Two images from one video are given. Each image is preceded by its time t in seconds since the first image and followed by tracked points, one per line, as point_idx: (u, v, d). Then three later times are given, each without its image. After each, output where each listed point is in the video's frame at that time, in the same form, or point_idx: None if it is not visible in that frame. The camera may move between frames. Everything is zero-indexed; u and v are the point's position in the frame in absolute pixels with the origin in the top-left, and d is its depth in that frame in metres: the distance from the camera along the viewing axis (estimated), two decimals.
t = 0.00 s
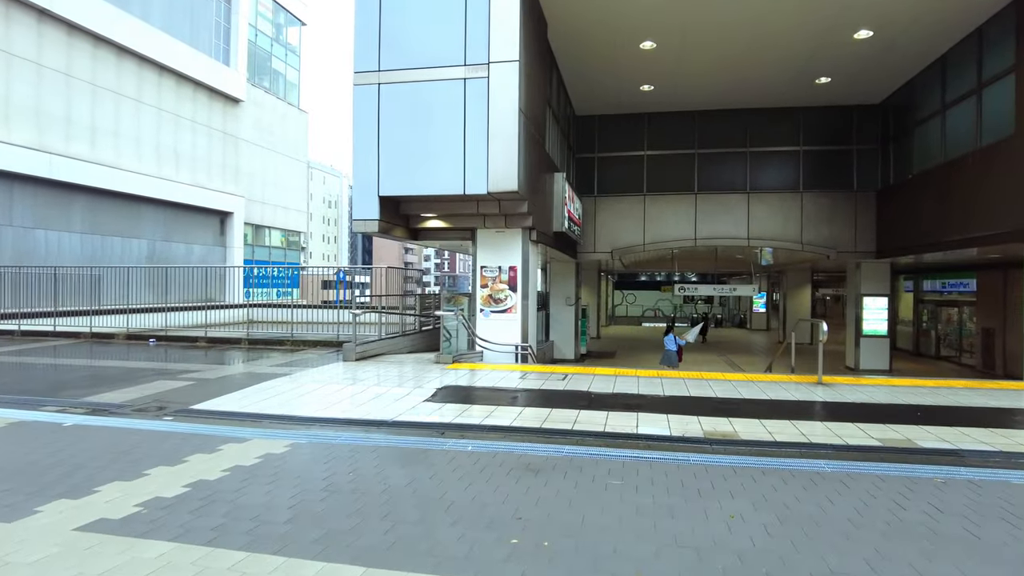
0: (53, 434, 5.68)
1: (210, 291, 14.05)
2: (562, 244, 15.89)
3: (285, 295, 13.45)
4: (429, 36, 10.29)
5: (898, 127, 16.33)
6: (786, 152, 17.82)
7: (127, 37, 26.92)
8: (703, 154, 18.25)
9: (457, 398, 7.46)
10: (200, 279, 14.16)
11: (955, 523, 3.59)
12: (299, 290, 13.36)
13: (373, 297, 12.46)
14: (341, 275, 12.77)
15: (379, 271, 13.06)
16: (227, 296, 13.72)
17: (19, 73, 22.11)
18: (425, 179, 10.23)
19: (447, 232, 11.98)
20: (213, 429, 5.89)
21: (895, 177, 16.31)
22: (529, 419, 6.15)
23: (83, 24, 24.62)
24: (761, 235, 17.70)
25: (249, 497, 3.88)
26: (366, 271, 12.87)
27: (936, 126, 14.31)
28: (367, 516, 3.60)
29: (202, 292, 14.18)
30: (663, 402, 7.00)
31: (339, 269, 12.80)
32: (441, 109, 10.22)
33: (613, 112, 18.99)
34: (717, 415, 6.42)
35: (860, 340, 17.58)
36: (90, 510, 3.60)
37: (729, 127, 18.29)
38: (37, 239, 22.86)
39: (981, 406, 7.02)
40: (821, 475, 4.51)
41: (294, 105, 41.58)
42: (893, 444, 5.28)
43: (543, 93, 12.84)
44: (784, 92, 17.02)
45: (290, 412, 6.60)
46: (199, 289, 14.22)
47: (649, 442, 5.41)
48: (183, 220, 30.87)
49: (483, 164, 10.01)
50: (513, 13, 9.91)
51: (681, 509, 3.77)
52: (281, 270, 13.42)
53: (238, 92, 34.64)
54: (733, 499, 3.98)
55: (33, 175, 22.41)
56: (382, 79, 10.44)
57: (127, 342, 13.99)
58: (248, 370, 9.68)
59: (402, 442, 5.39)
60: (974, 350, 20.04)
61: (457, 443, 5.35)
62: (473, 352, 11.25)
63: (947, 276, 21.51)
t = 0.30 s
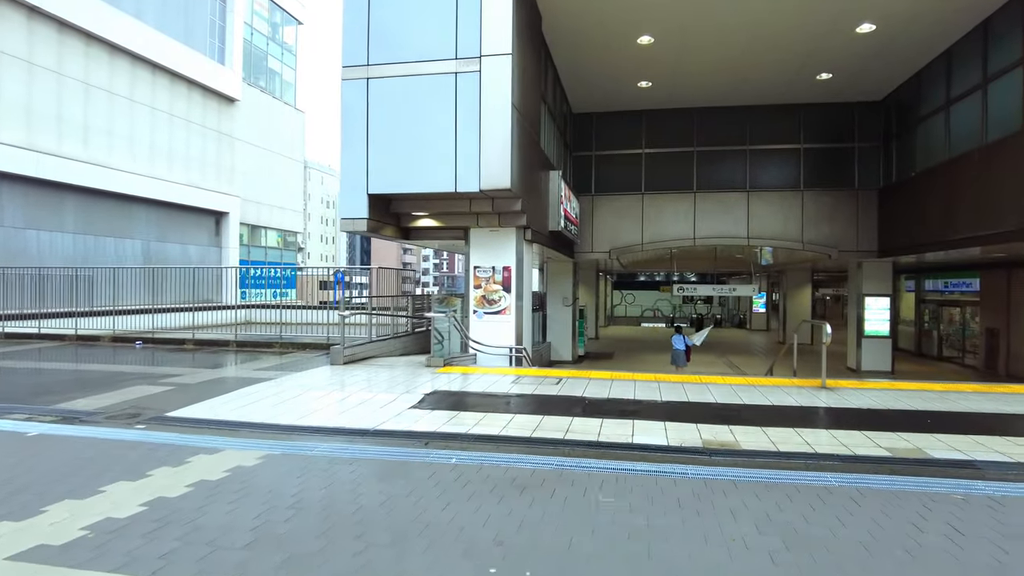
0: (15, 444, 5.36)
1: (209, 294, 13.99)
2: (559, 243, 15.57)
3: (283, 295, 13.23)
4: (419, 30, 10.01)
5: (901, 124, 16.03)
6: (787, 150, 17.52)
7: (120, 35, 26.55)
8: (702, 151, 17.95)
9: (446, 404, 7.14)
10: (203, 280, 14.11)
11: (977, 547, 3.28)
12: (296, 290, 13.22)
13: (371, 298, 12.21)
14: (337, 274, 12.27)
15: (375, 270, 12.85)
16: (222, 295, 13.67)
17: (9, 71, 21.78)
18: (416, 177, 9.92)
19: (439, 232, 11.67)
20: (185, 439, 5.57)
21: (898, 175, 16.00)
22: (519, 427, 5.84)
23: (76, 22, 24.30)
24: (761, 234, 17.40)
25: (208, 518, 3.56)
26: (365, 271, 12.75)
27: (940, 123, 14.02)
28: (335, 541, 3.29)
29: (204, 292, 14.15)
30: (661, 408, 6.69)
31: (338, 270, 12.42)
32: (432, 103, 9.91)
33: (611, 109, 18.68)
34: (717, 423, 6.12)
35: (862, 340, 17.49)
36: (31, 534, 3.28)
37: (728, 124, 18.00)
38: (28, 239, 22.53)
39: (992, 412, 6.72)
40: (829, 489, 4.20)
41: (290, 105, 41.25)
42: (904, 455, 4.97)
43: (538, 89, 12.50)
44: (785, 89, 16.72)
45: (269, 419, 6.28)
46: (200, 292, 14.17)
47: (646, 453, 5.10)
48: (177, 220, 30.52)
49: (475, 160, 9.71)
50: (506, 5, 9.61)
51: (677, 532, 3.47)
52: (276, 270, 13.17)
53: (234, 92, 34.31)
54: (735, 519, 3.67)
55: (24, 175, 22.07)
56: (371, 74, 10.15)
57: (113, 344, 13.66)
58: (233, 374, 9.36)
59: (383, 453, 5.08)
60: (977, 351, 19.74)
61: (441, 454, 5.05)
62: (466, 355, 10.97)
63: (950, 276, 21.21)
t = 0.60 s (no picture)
0: None
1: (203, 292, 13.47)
2: (556, 242, 15.29)
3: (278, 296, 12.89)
4: (411, 22, 9.73)
5: (903, 121, 15.76)
6: (787, 148, 17.24)
7: (115, 34, 26.22)
8: (701, 149, 17.67)
9: (435, 408, 6.86)
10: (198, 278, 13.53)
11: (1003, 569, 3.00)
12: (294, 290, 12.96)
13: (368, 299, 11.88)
14: (337, 275, 11.82)
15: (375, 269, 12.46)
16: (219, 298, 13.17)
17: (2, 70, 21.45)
18: (408, 173, 9.64)
19: (433, 230, 11.40)
20: (156, 446, 5.30)
21: (900, 173, 15.74)
22: (510, 434, 5.57)
23: (69, 19, 23.96)
24: (762, 234, 17.13)
25: (166, 537, 3.29)
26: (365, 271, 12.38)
27: (944, 120, 13.75)
28: (303, 564, 3.02)
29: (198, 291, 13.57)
30: (660, 413, 6.42)
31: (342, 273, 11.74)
32: (424, 97, 9.63)
33: (610, 106, 18.39)
34: (717, 429, 5.84)
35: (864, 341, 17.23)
36: None
37: (728, 122, 17.71)
38: (21, 239, 22.22)
39: (1005, 416, 6.45)
40: (838, 503, 3.93)
41: (287, 104, 40.89)
42: (916, 464, 4.70)
43: (533, 84, 12.21)
44: (786, 86, 16.44)
45: (248, 426, 6.00)
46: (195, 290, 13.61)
47: (643, 462, 4.82)
48: (173, 219, 30.20)
49: (468, 156, 9.43)
50: None
51: (676, 552, 3.19)
52: (273, 270, 12.82)
53: (230, 90, 33.98)
54: (737, 537, 3.39)
55: (16, 174, 21.75)
56: (361, 68, 9.87)
57: (100, 346, 13.39)
58: (218, 377, 9.09)
59: (364, 463, 4.80)
60: (981, 351, 19.47)
61: (427, 463, 4.77)
62: (460, 357, 10.71)
63: (952, 275, 20.94)
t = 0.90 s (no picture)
0: None
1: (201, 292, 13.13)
2: (554, 240, 14.95)
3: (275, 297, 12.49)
4: (404, 11, 9.41)
5: (909, 118, 15.44)
6: (790, 145, 16.92)
7: (110, 30, 25.83)
8: (702, 146, 17.35)
9: (425, 412, 6.53)
10: (199, 277, 13.24)
11: None
12: (291, 289, 12.50)
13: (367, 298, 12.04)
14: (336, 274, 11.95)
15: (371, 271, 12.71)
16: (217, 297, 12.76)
17: None
18: (401, 167, 9.32)
19: (427, 227, 11.08)
20: (123, 453, 4.98)
21: (906, 170, 15.43)
22: (503, 441, 5.25)
23: (63, 15, 23.56)
24: (764, 232, 16.81)
25: (116, 560, 2.98)
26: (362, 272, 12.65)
27: (952, 115, 13.43)
28: None
29: (198, 290, 13.26)
30: (662, 418, 6.09)
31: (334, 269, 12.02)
32: (417, 88, 9.32)
33: (610, 102, 18.04)
34: (723, 435, 5.52)
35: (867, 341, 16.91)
36: None
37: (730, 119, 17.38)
38: (14, 237, 21.89)
39: None
40: (857, 521, 3.61)
41: (285, 102, 40.47)
42: (937, 475, 4.38)
43: (531, 76, 11.83)
44: (789, 82, 16.12)
45: (225, 430, 5.68)
46: (193, 290, 13.28)
47: (645, 472, 4.51)
48: (168, 218, 29.83)
49: (462, 149, 9.12)
50: None
51: None
52: (271, 270, 12.44)
53: (227, 88, 33.61)
54: (749, 561, 3.07)
55: (9, 172, 21.40)
56: (353, 59, 9.55)
57: (86, 345, 13.08)
58: (202, 378, 8.78)
59: (345, 473, 4.48)
60: (986, 352, 19.14)
61: (412, 473, 4.45)
62: (454, 358, 10.45)
63: (957, 275, 20.61)
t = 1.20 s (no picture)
0: None
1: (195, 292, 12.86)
2: (551, 238, 14.60)
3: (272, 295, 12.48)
4: None
5: (912, 113, 15.13)
6: (791, 142, 16.62)
7: (103, 26, 25.23)
8: (702, 143, 17.04)
9: (412, 416, 6.22)
10: (194, 278, 12.97)
11: None
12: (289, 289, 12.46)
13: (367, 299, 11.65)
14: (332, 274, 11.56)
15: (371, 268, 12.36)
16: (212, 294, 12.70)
17: None
18: (391, 162, 9.01)
19: (419, 223, 10.78)
20: (83, 460, 4.66)
21: (909, 166, 15.13)
22: (491, 447, 4.94)
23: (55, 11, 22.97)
24: (765, 230, 16.52)
25: None
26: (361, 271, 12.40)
27: (958, 110, 13.12)
28: None
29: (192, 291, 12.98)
30: (659, 422, 5.79)
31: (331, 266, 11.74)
32: (407, 80, 9.01)
33: (609, 97, 17.68)
34: (723, 440, 5.21)
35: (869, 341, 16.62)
36: None
37: (730, 115, 17.08)
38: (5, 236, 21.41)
39: None
40: (871, 537, 3.30)
41: (281, 100, 39.74)
42: (955, 486, 4.07)
43: (526, 69, 11.51)
44: (790, 77, 15.81)
45: (197, 435, 5.37)
46: (186, 290, 12.99)
47: (642, 481, 4.20)
48: (163, 216, 29.30)
49: (453, 142, 8.80)
50: None
51: None
52: (267, 270, 12.46)
53: (222, 85, 32.86)
54: None
55: None
56: (341, 50, 9.23)
57: (71, 345, 12.76)
58: (184, 379, 8.47)
59: (318, 483, 4.17)
60: (990, 352, 18.84)
61: (391, 483, 4.14)
62: (447, 359, 10.14)
63: (960, 274, 20.28)
